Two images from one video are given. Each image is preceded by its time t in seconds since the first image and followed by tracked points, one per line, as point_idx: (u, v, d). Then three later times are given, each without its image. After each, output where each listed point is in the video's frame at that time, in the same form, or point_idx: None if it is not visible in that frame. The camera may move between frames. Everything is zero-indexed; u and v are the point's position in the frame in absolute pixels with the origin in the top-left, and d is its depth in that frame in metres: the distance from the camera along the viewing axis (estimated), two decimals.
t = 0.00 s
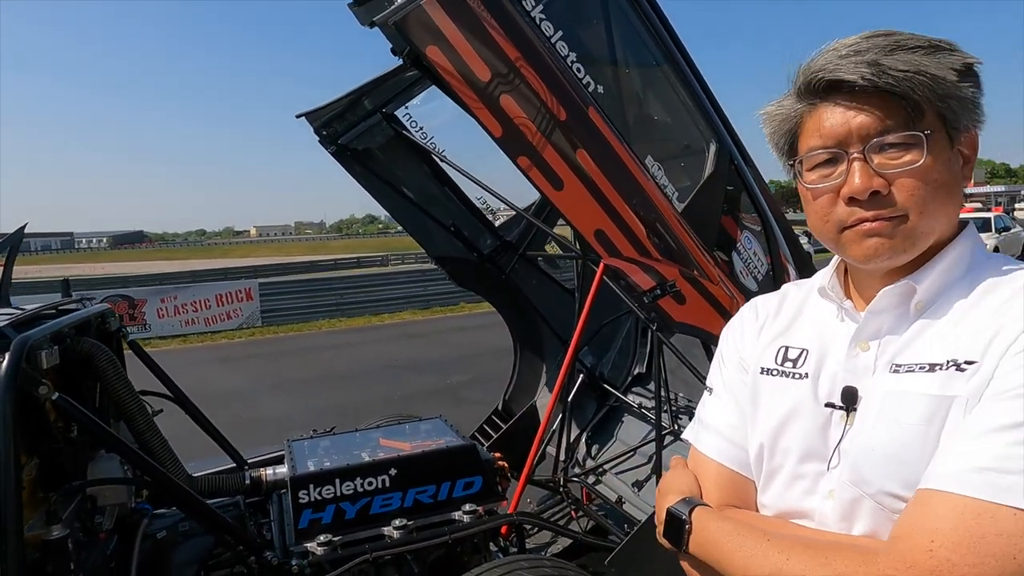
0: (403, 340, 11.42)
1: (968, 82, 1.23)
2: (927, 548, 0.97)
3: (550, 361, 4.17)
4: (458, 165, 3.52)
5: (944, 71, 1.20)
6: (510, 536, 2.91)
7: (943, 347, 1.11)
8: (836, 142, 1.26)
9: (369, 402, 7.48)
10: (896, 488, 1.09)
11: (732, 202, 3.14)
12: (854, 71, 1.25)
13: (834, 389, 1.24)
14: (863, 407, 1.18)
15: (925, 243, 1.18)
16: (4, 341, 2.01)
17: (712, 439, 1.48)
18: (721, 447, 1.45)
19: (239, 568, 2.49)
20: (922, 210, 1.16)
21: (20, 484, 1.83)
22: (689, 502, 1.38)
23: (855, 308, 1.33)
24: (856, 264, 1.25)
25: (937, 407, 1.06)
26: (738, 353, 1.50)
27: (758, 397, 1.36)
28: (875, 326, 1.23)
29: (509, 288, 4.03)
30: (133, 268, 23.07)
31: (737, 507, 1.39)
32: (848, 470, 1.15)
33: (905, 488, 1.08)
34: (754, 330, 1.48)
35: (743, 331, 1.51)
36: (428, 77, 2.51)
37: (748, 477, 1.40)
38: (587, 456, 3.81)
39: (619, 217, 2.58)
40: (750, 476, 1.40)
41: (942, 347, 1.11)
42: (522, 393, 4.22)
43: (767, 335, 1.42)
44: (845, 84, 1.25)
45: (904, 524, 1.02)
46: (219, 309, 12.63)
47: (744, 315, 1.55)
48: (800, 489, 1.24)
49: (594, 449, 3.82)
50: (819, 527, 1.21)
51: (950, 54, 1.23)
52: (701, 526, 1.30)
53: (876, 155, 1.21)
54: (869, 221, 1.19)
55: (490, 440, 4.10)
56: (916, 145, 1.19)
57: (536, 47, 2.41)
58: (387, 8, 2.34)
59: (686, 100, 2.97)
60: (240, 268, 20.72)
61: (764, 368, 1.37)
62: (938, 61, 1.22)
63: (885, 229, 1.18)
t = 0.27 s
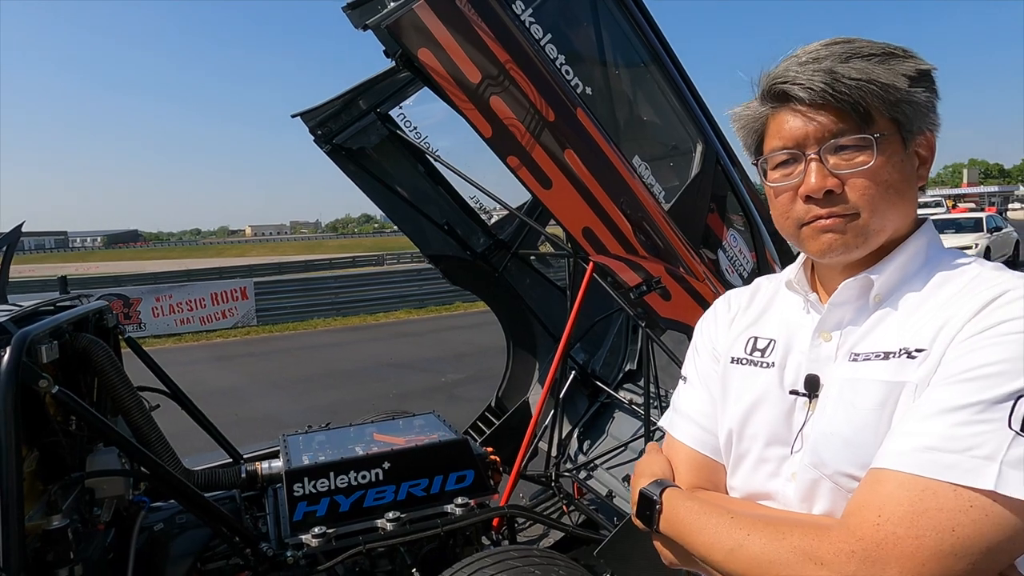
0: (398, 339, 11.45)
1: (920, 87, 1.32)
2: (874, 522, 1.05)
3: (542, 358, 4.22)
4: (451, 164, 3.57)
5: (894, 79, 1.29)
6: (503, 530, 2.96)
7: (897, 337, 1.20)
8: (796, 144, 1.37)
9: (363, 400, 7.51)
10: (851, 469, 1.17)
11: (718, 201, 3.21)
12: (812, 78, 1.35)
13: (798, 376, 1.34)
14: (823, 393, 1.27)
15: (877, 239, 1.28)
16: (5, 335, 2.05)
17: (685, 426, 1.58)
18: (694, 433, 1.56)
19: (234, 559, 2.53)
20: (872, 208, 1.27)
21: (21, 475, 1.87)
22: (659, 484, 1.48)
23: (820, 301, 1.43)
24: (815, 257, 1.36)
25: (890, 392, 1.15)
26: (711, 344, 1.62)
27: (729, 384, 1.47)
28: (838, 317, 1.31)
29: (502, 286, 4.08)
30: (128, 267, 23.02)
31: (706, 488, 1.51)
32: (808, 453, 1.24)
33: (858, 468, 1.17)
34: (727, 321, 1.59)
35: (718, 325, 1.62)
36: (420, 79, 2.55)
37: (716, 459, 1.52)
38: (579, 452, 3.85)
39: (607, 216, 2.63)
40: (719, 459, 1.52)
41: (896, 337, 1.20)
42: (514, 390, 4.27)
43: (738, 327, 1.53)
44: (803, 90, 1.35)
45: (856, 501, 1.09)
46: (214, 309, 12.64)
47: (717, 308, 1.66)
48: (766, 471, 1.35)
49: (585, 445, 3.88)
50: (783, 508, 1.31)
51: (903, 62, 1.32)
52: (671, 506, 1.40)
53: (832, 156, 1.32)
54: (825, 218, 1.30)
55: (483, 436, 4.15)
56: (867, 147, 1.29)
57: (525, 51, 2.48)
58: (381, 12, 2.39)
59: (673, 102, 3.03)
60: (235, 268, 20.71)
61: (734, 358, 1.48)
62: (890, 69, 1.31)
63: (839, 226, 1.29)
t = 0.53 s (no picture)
0: (394, 338, 11.46)
1: (892, 89, 1.39)
2: (838, 503, 1.13)
3: (537, 356, 4.25)
4: (446, 163, 3.60)
5: (873, 80, 1.36)
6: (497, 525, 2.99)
7: (864, 330, 1.29)
8: (779, 142, 1.42)
9: (359, 399, 7.52)
10: (819, 455, 1.25)
11: (709, 200, 3.25)
12: (795, 77, 1.40)
13: (772, 370, 1.42)
14: (796, 383, 1.35)
15: (859, 234, 1.35)
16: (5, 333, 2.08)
17: (664, 417, 1.65)
18: (672, 424, 1.63)
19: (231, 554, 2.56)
20: (855, 204, 1.34)
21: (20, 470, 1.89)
22: (635, 470, 1.56)
23: (794, 296, 1.51)
24: (798, 252, 1.42)
25: (857, 381, 1.25)
26: (690, 339, 1.69)
27: (708, 377, 1.54)
28: (811, 311, 1.40)
29: (497, 285, 4.11)
30: (123, 267, 22.96)
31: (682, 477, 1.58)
32: (780, 441, 1.32)
33: (825, 454, 1.25)
34: (706, 318, 1.67)
35: (699, 320, 1.69)
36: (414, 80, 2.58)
37: (692, 450, 1.59)
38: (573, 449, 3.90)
39: (598, 215, 2.66)
40: (695, 450, 1.59)
41: (863, 330, 1.30)
42: (509, 388, 4.31)
43: (717, 323, 1.61)
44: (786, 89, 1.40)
45: (823, 483, 1.17)
46: (208, 308, 12.63)
47: (697, 305, 1.74)
48: (740, 460, 1.42)
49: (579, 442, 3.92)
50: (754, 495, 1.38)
51: (878, 64, 1.39)
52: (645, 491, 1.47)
53: (815, 154, 1.38)
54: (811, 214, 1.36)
55: (478, 433, 4.19)
56: (849, 145, 1.36)
57: (517, 52, 2.51)
58: (376, 13, 2.42)
59: (664, 102, 3.07)
60: (230, 267, 20.66)
61: (712, 352, 1.56)
62: (867, 71, 1.38)
63: (825, 221, 1.35)
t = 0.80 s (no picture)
0: (391, 337, 11.48)
1: (868, 92, 1.43)
2: (823, 492, 1.16)
3: (535, 355, 4.27)
4: (445, 163, 3.62)
5: (848, 83, 1.40)
6: (496, 522, 3.01)
7: (845, 326, 1.32)
8: (759, 142, 1.45)
9: (357, 398, 7.53)
10: (804, 448, 1.28)
11: (707, 200, 3.27)
12: (773, 80, 1.43)
13: (758, 366, 1.44)
14: (780, 378, 1.38)
15: (836, 231, 1.38)
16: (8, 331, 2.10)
17: (655, 416, 1.67)
18: (663, 423, 1.64)
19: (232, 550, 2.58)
20: (832, 202, 1.37)
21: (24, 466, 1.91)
22: (628, 469, 1.58)
23: (776, 294, 1.54)
24: (778, 250, 1.44)
25: (839, 375, 1.27)
26: (677, 340, 1.71)
27: (695, 375, 1.57)
28: (793, 308, 1.42)
29: (496, 284, 4.13)
30: (119, 266, 22.92)
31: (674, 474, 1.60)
32: (766, 435, 1.34)
33: (810, 446, 1.27)
34: (693, 317, 1.69)
35: (686, 320, 1.71)
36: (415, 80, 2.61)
37: (683, 447, 1.61)
38: (570, 447, 3.91)
39: (597, 214, 2.69)
40: (685, 447, 1.61)
41: (843, 326, 1.33)
42: (507, 387, 4.33)
43: (703, 322, 1.63)
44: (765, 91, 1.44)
45: (807, 475, 1.20)
46: (206, 307, 12.63)
47: (683, 306, 1.76)
48: (728, 455, 1.44)
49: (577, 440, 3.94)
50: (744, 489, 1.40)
51: (854, 68, 1.43)
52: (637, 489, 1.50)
53: (794, 153, 1.41)
54: (790, 211, 1.39)
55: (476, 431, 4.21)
56: (826, 145, 1.39)
57: (517, 52, 2.53)
58: (377, 14, 2.44)
59: (662, 103, 3.10)
60: (227, 266, 20.64)
61: (699, 350, 1.58)
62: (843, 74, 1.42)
63: (803, 218, 1.38)
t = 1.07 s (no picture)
0: (389, 337, 11.48)
1: (853, 94, 1.44)
2: (814, 493, 1.17)
3: (533, 355, 4.28)
4: (444, 163, 3.63)
5: (832, 84, 1.41)
6: (495, 522, 3.01)
7: (834, 327, 1.33)
8: (744, 142, 1.46)
9: (356, 398, 7.53)
10: (795, 448, 1.29)
11: (706, 200, 3.28)
12: (758, 82, 1.45)
13: (749, 366, 1.45)
14: (771, 378, 1.38)
15: (819, 230, 1.39)
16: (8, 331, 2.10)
17: (648, 416, 1.68)
18: (656, 423, 1.65)
19: (232, 551, 2.58)
20: (813, 201, 1.38)
21: (25, 467, 1.91)
22: (623, 470, 1.59)
23: (767, 294, 1.55)
24: (762, 248, 1.45)
25: (829, 376, 1.28)
26: (669, 339, 1.71)
27: (687, 375, 1.58)
28: (783, 308, 1.43)
29: (495, 284, 4.14)
30: (116, 266, 22.88)
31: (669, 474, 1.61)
32: (759, 436, 1.35)
33: (801, 447, 1.29)
34: (685, 316, 1.70)
35: (678, 319, 1.71)
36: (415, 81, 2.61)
37: (677, 447, 1.62)
38: (569, 446, 3.94)
39: (596, 214, 2.69)
40: (679, 447, 1.61)
41: (833, 327, 1.33)
42: (505, 387, 4.34)
43: (695, 322, 1.64)
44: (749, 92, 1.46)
45: (799, 476, 1.21)
46: (203, 307, 12.61)
47: (675, 306, 1.77)
48: (722, 455, 1.45)
49: (575, 440, 3.94)
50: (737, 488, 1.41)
51: (839, 69, 1.44)
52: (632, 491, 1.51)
53: (777, 153, 1.42)
54: (772, 209, 1.40)
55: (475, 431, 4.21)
56: (809, 145, 1.40)
57: (517, 53, 2.54)
58: (377, 15, 2.45)
59: (660, 103, 3.12)
60: (224, 267, 20.61)
61: (691, 351, 1.59)
62: (828, 76, 1.43)
63: (784, 217, 1.39)
